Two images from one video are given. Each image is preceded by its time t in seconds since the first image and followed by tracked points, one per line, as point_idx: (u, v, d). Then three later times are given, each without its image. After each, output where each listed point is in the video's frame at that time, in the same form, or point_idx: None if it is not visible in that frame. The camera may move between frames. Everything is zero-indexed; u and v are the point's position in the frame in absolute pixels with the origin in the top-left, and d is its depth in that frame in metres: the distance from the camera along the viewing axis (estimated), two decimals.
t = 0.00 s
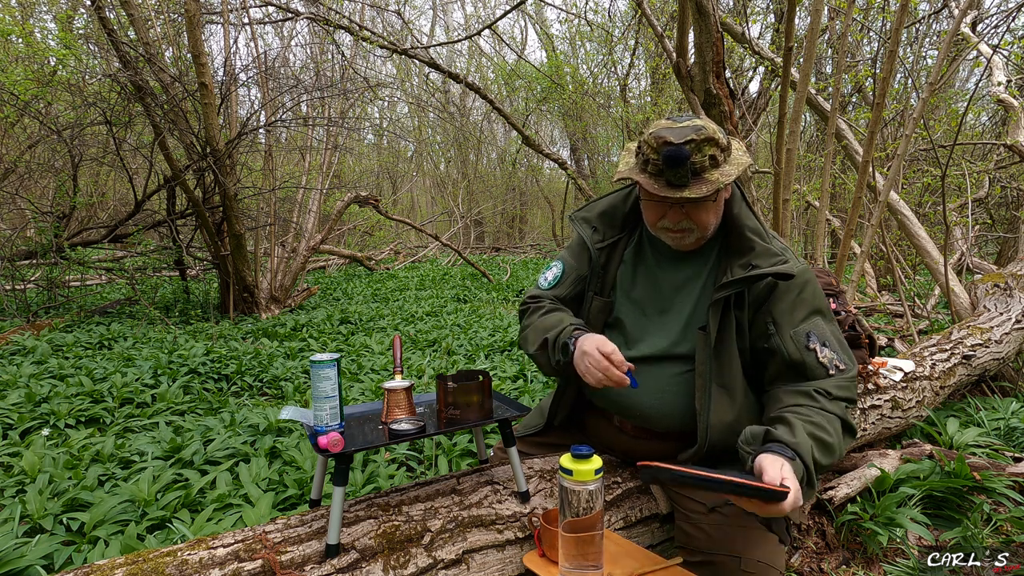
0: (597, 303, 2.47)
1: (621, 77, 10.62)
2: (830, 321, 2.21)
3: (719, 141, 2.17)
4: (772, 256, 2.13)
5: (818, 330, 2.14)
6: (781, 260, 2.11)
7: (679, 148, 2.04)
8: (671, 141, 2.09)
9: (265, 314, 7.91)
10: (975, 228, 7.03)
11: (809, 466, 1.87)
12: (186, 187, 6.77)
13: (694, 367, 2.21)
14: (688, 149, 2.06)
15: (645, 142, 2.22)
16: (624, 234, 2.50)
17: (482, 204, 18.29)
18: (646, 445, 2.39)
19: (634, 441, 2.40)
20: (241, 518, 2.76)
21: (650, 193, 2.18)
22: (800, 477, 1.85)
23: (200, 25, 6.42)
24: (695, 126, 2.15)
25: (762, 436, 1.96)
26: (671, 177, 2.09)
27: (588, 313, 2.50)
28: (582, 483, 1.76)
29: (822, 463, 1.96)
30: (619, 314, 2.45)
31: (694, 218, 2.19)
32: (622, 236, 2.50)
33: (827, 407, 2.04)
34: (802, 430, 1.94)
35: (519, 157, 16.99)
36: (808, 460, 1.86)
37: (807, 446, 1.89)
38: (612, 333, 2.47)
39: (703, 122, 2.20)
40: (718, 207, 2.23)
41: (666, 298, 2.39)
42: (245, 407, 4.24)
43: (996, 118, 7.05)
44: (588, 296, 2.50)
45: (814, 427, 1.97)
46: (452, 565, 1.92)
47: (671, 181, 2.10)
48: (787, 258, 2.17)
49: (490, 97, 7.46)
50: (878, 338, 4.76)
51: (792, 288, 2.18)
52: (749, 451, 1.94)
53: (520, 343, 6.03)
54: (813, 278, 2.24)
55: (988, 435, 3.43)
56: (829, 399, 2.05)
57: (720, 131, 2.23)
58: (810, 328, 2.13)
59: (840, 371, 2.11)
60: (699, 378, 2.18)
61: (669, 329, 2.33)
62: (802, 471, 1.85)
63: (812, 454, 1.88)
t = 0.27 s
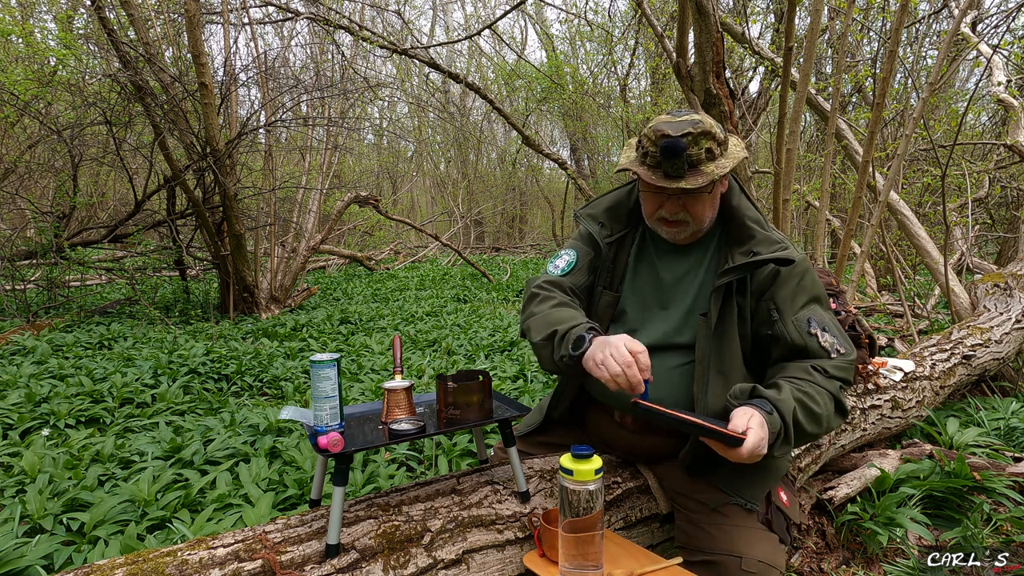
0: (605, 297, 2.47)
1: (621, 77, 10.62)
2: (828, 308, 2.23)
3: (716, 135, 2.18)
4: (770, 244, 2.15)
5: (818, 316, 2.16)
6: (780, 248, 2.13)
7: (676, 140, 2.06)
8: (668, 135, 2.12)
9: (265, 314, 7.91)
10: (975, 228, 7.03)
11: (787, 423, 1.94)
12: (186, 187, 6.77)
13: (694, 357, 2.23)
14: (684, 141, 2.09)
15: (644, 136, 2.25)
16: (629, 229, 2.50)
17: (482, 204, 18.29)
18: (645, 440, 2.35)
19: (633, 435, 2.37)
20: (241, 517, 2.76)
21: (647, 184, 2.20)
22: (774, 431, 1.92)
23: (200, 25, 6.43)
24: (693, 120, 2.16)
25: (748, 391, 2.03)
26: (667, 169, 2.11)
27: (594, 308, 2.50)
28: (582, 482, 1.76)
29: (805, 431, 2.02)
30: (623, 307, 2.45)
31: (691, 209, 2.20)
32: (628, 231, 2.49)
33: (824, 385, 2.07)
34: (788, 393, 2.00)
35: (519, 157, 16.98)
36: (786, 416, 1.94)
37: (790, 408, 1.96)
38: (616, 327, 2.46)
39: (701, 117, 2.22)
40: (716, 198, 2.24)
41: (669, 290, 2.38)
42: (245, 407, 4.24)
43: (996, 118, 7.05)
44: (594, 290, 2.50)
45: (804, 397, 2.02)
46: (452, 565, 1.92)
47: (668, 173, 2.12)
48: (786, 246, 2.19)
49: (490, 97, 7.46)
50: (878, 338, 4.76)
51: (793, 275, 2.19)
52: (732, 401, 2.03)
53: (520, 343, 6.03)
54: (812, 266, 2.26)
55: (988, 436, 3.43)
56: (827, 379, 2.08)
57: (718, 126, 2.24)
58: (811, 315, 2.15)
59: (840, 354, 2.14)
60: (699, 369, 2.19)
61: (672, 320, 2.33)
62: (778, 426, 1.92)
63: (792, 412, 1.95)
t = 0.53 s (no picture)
0: (605, 294, 2.47)
1: (621, 77, 10.62)
2: (827, 307, 2.22)
3: (715, 134, 2.18)
4: (768, 241, 2.16)
5: (817, 314, 2.16)
6: (778, 245, 2.13)
7: (675, 140, 2.06)
8: (668, 134, 2.12)
9: (265, 314, 7.91)
10: (975, 228, 7.03)
11: (780, 421, 1.94)
12: (186, 187, 6.77)
13: (689, 354, 2.26)
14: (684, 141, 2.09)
15: (644, 136, 2.25)
16: (630, 225, 2.50)
17: (482, 204, 18.31)
18: (644, 438, 2.34)
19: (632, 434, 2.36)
20: (241, 518, 2.76)
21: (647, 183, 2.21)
22: (768, 430, 1.92)
23: (200, 25, 6.43)
24: (692, 120, 2.16)
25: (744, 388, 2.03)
26: (667, 168, 2.11)
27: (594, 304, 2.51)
28: (581, 483, 1.76)
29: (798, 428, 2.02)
30: (623, 304, 2.46)
31: (691, 207, 2.20)
32: (628, 228, 2.49)
33: (819, 382, 2.07)
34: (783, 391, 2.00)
35: (519, 157, 16.98)
36: (781, 415, 1.93)
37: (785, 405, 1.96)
38: (616, 323, 2.47)
39: (701, 116, 2.22)
40: (715, 195, 2.24)
41: (668, 287, 2.39)
42: (245, 407, 4.24)
43: (996, 118, 7.05)
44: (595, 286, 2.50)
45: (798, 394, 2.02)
46: (452, 565, 1.92)
47: (668, 172, 2.12)
48: (785, 244, 2.19)
49: (490, 97, 7.46)
50: (878, 338, 4.76)
51: (792, 273, 2.18)
52: (728, 397, 2.03)
53: (520, 343, 6.04)
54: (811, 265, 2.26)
55: (988, 435, 3.43)
56: (823, 376, 2.08)
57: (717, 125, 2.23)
58: (809, 313, 2.15)
59: (838, 352, 2.13)
60: (692, 366, 2.22)
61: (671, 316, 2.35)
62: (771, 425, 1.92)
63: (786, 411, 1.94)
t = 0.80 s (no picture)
0: (605, 292, 2.47)
1: (621, 77, 10.62)
2: (828, 304, 2.23)
3: (715, 133, 2.17)
4: (768, 239, 2.16)
5: (818, 311, 2.16)
6: (778, 242, 2.14)
7: (675, 140, 2.06)
8: (668, 134, 2.12)
9: (265, 314, 7.91)
10: (975, 228, 7.03)
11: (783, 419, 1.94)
12: (186, 187, 6.77)
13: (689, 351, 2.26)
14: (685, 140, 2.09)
15: (644, 135, 2.25)
16: (629, 224, 2.50)
17: (482, 204, 18.32)
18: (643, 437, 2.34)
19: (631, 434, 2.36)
20: (241, 518, 2.76)
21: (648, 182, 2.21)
22: (769, 428, 1.92)
23: (200, 25, 6.43)
24: (692, 119, 2.16)
25: (746, 386, 2.04)
26: (667, 168, 2.11)
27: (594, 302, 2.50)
28: (582, 483, 1.76)
29: (798, 425, 2.03)
30: (623, 302, 2.46)
31: (691, 206, 2.20)
32: (628, 227, 2.49)
33: (820, 376, 2.07)
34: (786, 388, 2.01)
35: (519, 157, 16.98)
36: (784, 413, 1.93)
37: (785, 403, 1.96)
38: (616, 321, 2.47)
39: (700, 115, 2.22)
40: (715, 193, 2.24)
41: (668, 284, 2.39)
42: (245, 407, 4.24)
43: (996, 118, 7.05)
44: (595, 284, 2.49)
45: (799, 390, 2.02)
46: (452, 565, 1.92)
47: (667, 172, 2.13)
48: (785, 240, 2.20)
49: (490, 97, 7.46)
50: (878, 338, 4.76)
51: (794, 269, 2.18)
52: (730, 395, 2.04)
53: (520, 343, 6.04)
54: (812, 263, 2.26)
55: (988, 436, 3.43)
56: (825, 370, 2.09)
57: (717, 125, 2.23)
58: (811, 310, 2.15)
59: (840, 349, 2.14)
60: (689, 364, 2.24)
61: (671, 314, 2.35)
62: (772, 424, 1.92)
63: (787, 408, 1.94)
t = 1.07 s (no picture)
0: (604, 289, 2.47)
1: (621, 77, 10.63)
2: (827, 301, 2.22)
3: (712, 130, 2.18)
4: (766, 234, 2.16)
5: (818, 307, 2.16)
6: (776, 237, 2.13)
7: (673, 135, 2.06)
8: (665, 129, 2.12)
9: (265, 314, 7.91)
10: (975, 228, 7.03)
11: (783, 414, 1.95)
12: (186, 187, 6.77)
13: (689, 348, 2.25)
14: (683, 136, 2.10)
15: (642, 132, 2.25)
16: (628, 222, 2.50)
17: (482, 204, 18.33)
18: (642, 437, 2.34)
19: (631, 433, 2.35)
20: (241, 518, 2.76)
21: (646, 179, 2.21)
22: (771, 424, 1.93)
23: (200, 25, 6.42)
24: (689, 116, 2.17)
25: (746, 383, 2.05)
26: (665, 162, 2.12)
27: (593, 299, 2.50)
28: (581, 483, 1.76)
29: (798, 421, 2.03)
30: (621, 299, 2.46)
31: (689, 202, 2.20)
32: (626, 225, 2.50)
33: (820, 372, 2.07)
34: (786, 384, 2.01)
35: (519, 157, 16.98)
36: (784, 408, 1.94)
37: (786, 399, 1.97)
38: (615, 318, 2.47)
39: (696, 112, 2.22)
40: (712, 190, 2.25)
41: (667, 281, 2.39)
42: (245, 407, 4.24)
43: (996, 118, 7.05)
44: (593, 282, 2.50)
45: (799, 386, 2.02)
46: (452, 565, 1.92)
47: (666, 167, 2.13)
48: (783, 236, 2.20)
49: (490, 97, 7.45)
50: (878, 338, 4.76)
51: (794, 265, 2.17)
52: (730, 392, 2.06)
53: (520, 343, 6.04)
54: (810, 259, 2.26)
55: (988, 436, 3.43)
56: (824, 366, 2.08)
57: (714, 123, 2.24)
58: (810, 305, 2.15)
59: (839, 345, 2.14)
60: (688, 362, 2.23)
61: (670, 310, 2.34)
62: (774, 419, 1.93)
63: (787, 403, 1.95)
